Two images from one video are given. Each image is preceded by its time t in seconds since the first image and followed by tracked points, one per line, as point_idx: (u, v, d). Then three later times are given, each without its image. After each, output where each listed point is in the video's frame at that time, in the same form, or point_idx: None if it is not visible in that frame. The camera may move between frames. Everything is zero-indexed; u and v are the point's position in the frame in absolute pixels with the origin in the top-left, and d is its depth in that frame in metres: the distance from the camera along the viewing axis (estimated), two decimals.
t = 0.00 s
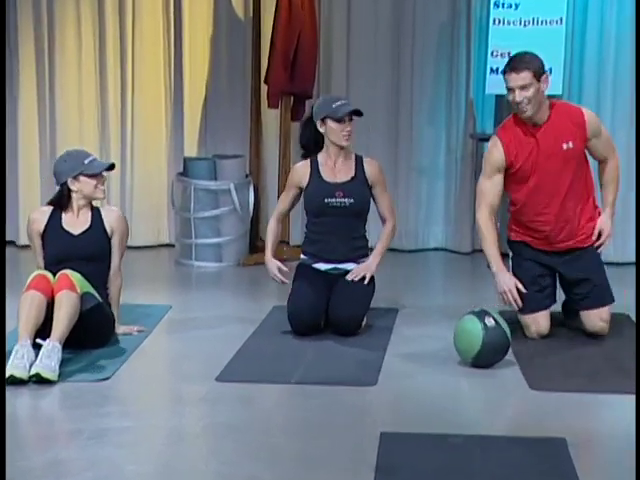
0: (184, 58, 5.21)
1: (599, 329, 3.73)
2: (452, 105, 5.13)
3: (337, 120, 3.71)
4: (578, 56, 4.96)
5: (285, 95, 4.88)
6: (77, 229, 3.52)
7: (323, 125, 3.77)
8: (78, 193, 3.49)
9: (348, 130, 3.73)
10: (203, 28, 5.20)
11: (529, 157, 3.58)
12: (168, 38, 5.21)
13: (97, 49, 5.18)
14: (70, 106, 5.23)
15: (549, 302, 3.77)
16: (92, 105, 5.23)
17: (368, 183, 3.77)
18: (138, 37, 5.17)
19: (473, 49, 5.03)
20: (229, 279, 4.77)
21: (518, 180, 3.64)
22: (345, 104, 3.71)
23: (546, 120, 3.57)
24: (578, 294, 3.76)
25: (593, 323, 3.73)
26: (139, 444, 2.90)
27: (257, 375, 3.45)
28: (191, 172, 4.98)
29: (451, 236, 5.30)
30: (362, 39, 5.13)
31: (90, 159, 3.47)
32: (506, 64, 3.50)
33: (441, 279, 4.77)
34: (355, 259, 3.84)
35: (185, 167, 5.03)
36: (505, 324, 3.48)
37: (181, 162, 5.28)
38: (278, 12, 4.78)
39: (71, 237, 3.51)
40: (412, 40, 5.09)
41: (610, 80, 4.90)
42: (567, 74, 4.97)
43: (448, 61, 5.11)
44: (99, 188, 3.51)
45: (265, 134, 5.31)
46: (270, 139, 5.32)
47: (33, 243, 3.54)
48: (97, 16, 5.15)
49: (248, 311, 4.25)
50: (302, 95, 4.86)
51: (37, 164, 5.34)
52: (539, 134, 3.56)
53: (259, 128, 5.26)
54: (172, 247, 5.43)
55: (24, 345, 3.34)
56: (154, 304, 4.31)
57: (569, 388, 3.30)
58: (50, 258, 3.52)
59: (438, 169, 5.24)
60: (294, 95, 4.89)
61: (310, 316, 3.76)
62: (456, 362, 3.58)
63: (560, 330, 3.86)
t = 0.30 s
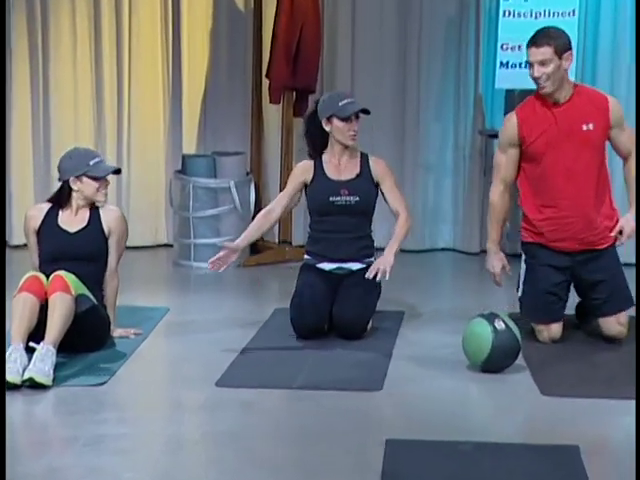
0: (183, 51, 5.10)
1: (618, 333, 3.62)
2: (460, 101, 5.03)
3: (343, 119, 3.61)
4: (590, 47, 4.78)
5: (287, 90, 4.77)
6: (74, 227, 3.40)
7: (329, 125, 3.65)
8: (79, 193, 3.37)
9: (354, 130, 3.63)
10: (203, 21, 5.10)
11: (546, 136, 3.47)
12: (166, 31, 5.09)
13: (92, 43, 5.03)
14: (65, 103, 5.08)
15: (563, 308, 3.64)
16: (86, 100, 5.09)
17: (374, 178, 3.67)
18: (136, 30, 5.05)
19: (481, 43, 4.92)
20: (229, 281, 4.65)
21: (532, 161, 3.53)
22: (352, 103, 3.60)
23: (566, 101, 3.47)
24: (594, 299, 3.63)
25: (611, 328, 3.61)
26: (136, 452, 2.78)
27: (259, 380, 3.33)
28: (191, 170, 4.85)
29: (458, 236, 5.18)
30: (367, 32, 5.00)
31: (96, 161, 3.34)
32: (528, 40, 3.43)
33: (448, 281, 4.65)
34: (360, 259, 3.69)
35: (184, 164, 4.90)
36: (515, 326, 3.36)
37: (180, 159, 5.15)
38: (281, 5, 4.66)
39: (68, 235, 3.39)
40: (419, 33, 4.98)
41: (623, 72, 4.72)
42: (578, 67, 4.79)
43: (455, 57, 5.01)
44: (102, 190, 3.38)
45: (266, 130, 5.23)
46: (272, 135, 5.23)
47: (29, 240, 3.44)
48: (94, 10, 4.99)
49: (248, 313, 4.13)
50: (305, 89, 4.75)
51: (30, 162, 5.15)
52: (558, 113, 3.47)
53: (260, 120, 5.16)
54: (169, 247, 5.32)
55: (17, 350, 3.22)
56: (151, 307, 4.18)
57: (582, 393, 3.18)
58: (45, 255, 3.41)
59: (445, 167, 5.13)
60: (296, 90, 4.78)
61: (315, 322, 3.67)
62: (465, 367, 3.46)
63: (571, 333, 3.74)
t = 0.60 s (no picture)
0: (184, 44, 5.00)
1: None
2: (472, 96, 4.90)
3: (342, 113, 3.48)
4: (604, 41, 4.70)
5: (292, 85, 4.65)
6: (69, 225, 3.29)
7: (331, 120, 3.53)
8: (74, 189, 3.25)
9: (355, 124, 3.49)
10: (204, 13, 5.00)
11: (585, 128, 3.36)
12: (165, 24, 4.99)
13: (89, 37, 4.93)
14: (62, 97, 4.97)
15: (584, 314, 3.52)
16: (83, 95, 4.97)
17: (378, 178, 3.52)
18: (135, 23, 4.95)
19: (494, 35, 4.81)
20: (233, 282, 4.53)
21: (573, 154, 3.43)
22: (352, 96, 3.46)
23: (613, 96, 3.36)
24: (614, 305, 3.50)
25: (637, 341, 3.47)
26: (134, 460, 2.66)
27: (263, 385, 3.21)
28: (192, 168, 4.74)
29: (469, 236, 5.06)
30: (373, 25, 4.90)
31: (92, 155, 3.24)
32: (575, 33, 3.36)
33: (458, 282, 4.52)
34: (365, 258, 3.58)
35: (185, 162, 4.80)
36: (528, 328, 3.23)
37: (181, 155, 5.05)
38: None
39: (63, 232, 3.28)
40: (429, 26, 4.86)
41: None
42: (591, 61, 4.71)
43: (467, 49, 4.88)
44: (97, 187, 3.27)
45: (270, 124, 5.10)
46: (276, 131, 5.09)
47: (23, 239, 3.32)
48: (91, 3, 4.89)
49: (251, 315, 4.01)
50: (310, 84, 4.63)
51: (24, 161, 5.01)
52: (602, 107, 3.35)
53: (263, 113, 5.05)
54: (169, 247, 5.21)
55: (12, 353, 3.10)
56: (152, 309, 4.07)
57: (599, 399, 3.06)
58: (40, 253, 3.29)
59: (456, 164, 5.00)
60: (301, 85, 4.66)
61: (319, 323, 3.53)
62: (476, 371, 3.34)
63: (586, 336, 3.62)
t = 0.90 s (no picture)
0: (182, 38, 4.90)
1: None
2: (482, 91, 4.78)
3: (351, 107, 3.36)
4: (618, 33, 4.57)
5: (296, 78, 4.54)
6: (63, 220, 3.17)
7: (336, 114, 3.41)
8: (63, 179, 3.14)
9: (364, 118, 3.39)
10: (203, 7, 4.90)
11: (606, 121, 3.24)
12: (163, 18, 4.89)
13: (84, 31, 4.83)
14: (56, 94, 4.87)
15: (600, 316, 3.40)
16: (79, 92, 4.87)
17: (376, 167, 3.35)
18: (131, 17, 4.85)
19: (506, 28, 4.70)
20: (234, 284, 4.41)
21: (590, 148, 3.30)
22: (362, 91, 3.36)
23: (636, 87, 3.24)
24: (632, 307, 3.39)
25: None
26: (129, 469, 2.54)
27: (264, 391, 3.08)
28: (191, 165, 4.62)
29: (479, 236, 4.93)
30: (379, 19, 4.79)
31: (77, 142, 3.14)
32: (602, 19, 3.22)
33: (467, 285, 4.39)
34: (369, 260, 3.45)
35: (184, 159, 4.67)
36: (541, 332, 3.11)
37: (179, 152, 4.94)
38: None
39: (58, 229, 3.16)
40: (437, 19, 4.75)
41: None
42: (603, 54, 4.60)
43: (476, 43, 4.76)
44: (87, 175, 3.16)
45: (273, 120, 4.98)
46: (278, 127, 4.97)
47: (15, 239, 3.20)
48: None
49: (253, 318, 3.89)
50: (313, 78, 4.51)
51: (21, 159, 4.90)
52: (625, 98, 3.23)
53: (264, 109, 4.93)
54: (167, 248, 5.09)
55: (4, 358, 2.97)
56: (150, 312, 3.95)
57: (615, 405, 2.93)
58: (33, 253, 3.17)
59: (466, 162, 4.87)
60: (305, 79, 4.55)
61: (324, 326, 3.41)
62: (486, 377, 3.21)
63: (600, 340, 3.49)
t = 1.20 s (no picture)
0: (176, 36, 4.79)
1: None
2: (487, 89, 4.68)
3: (352, 104, 3.25)
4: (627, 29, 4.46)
5: (294, 75, 4.43)
6: (52, 215, 3.05)
7: (336, 112, 3.30)
8: (48, 170, 3.04)
9: (365, 115, 3.27)
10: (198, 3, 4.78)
11: (603, 121, 3.12)
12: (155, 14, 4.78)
13: (73, 29, 4.74)
14: (45, 94, 4.79)
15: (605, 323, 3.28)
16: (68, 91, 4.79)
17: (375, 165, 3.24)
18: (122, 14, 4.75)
19: (511, 24, 4.59)
20: (232, 288, 4.30)
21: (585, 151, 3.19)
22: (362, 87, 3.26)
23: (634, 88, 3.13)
24: None
25: None
26: None
27: (263, 400, 2.97)
28: (185, 165, 4.51)
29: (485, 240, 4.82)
30: (380, 15, 4.68)
31: (61, 133, 3.03)
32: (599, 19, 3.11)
33: (472, 290, 4.28)
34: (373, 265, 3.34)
35: (178, 159, 4.55)
36: (550, 339, 2.99)
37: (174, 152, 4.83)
38: None
39: (47, 224, 3.04)
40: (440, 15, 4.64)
41: None
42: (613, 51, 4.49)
43: (482, 41, 4.66)
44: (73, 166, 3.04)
45: (271, 119, 4.88)
46: (277, 127, 4.87)
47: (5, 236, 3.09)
48: None
49: (252, 324, 3.78)
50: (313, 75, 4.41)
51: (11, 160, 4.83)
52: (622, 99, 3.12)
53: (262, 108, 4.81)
54: (161, 250, 4.99)
55: None
56: (145, 318, 3.83)
57: (628, 414, 2.81)
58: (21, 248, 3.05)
59: (471, 163, 4.77)
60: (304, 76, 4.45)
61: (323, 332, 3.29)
62: (494, 386, 3.09)
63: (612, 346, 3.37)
